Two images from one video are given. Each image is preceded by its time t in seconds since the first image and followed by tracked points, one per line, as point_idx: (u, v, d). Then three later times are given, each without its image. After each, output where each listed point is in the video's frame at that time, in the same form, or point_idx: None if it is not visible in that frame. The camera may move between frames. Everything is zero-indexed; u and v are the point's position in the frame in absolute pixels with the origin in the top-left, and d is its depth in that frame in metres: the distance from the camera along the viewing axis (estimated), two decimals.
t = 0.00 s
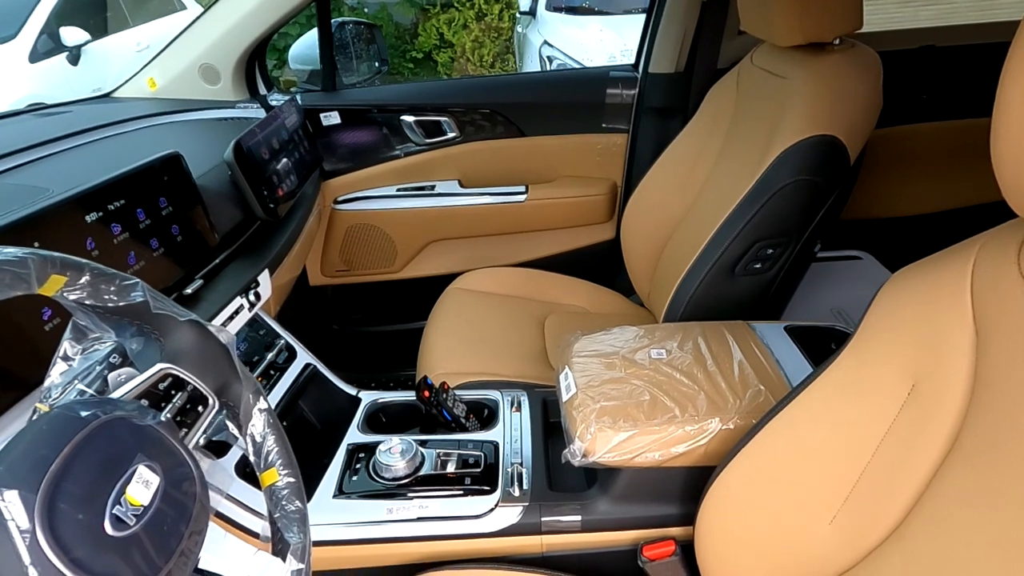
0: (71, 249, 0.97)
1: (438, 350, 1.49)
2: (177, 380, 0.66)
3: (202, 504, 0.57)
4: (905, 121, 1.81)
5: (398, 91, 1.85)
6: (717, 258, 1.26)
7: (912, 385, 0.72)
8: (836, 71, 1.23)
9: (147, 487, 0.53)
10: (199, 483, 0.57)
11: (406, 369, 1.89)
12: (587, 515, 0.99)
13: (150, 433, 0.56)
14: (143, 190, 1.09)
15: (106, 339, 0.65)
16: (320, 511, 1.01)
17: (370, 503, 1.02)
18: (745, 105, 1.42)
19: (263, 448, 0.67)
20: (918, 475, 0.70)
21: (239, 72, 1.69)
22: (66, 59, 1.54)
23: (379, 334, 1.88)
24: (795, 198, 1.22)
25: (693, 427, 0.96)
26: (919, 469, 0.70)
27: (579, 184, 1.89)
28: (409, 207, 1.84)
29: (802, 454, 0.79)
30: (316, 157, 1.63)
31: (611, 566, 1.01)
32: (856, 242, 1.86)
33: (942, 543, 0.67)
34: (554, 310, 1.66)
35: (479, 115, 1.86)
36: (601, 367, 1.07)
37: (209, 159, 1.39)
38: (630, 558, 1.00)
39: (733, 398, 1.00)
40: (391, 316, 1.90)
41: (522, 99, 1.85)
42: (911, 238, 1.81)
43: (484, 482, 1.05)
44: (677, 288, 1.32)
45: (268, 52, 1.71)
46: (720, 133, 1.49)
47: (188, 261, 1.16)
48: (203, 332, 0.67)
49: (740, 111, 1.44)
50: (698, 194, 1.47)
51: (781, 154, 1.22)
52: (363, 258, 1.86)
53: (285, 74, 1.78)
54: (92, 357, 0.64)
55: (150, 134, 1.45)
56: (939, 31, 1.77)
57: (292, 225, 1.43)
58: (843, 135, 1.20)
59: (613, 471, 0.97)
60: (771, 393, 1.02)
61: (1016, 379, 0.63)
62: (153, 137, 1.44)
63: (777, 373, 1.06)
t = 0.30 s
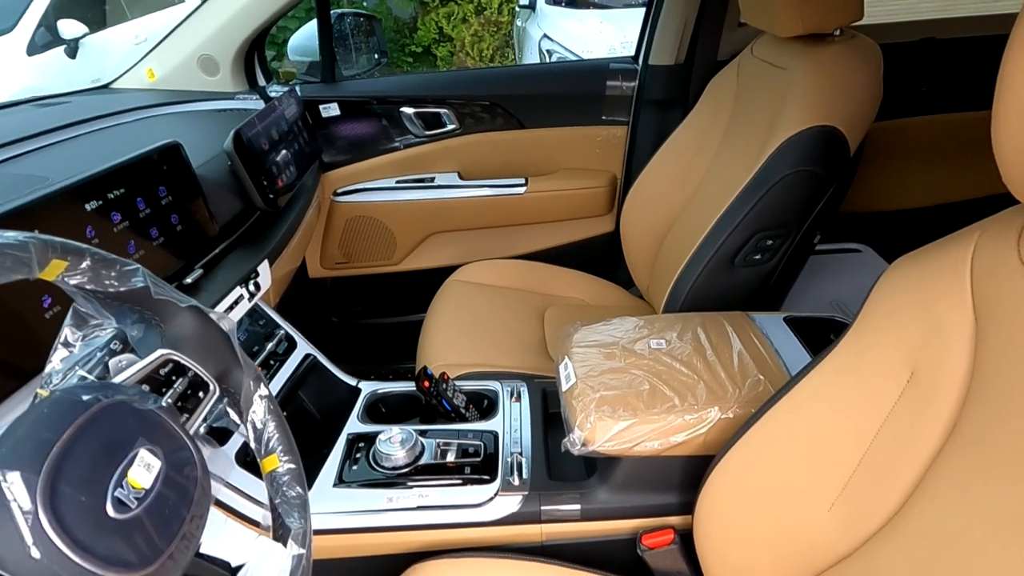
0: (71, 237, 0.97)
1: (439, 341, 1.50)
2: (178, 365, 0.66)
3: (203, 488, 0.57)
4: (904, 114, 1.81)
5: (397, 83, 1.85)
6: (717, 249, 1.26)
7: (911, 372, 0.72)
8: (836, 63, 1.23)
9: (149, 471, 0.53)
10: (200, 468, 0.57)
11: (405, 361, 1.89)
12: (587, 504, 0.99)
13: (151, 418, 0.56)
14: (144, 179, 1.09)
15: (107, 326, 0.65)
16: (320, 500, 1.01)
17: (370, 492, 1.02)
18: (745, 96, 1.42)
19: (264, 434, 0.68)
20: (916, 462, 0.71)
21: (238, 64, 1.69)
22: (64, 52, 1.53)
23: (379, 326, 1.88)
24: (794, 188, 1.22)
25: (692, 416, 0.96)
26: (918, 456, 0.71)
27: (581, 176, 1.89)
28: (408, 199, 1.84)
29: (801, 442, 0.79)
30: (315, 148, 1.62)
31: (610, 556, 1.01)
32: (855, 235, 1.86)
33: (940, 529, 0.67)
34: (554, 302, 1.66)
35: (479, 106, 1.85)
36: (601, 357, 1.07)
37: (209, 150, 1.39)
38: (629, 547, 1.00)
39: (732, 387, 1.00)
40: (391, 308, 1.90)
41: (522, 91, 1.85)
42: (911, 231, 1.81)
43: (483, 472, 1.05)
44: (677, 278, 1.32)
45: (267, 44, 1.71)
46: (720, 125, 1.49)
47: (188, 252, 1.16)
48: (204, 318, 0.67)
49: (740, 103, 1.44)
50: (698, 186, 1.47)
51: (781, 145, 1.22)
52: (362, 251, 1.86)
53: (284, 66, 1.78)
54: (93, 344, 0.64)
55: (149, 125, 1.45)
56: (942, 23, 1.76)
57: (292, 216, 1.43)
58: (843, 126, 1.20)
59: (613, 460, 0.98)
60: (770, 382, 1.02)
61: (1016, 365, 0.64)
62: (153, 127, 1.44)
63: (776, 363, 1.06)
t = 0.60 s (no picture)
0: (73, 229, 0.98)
1: (437, 337, 1.51)
2: (174, 352, 0.67)
3: (197, 471, 0.58)
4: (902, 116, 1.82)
5: (398, 82, 1.86)
6: (712, 247, 1.27)
7: (896, 366, 0.73)
8: (832, 63, 1.24)
9: (144, 453, 0.54)
10: (194, 451, 0.59)
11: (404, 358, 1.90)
12: (579, 497, 1.00)
13: (147, 403, 0.57)
14: (145, 173, 1.10)
15: (106, 313, 0.66)
16: (316, 490, 1.02)
17: (366, 483, 1.04)
18: (742, 97, 1.43)
19: (259, 422, 0.68)
20: (900, 454, 0.72)
21: (241, 62, 1.71)
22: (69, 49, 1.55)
23: (378, 323, 1.89)
24: (789, 187, 1.23)
25: (684, 411, 0.97)
26: (902, 448, 0.72)
27: (580, 175, 1.90)
28: (409, 197, 1.85)
29: (789, 436, 0.81)
30: (316, 145, 1.64)
31: (602, 549, 1.02)
32: (853, 235, 1.87)
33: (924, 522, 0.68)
34: (552, 300, 1.67)
35: (480, 105, 1.87)
36: (594, 352, 1.09)
37: (211, 146, 1.41)
38: (620, 541, 1.01)
39: (724, 382, 1.02)
40: (390, 305, 1.91)
41: (522, 90, 1.86)
42: (909, 232, 1.81)
43: (477, 465, 1.06)
44: (672, 276, 1.33)
45: (270, 42, 1.73)
46: (717, 125, 1.50)
47: (188, 245, 1.17)
48: (201, 306, 0.68)
49: (737, 103, 1.45)
50: (695, 186, 1.48)
51: (776, 144, 1.23)
52: (362, 247, 1.87)
53: (287, 63, 1.80)
54: (92, 331, 0.65)
55: (152, 120, 1.46)
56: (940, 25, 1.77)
57: (292, 212, 1.44)
58: (838, 126, 1.21)
59: (605, 454, 0.99)
60: (761, 378, 1.03)
61: (996, 358, 0.65)
62: (156, 123, 1.45)
63: (768, 359, 1.07)
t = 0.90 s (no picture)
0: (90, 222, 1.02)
1: (442, 336, 1.54)
2: (185, 338, 0.70)
3: (207, 450, 0.61)
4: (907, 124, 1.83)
5: (409, 85, 1.89)
6: (712, 249, 1.30)
7: (883, 361, 0.76)
8: (832, 71, 1.26)
9: (155, 429, 0.56)
10: (204, 431, 0.61)
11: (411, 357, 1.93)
12: (576, 491, 1.02)
13: (160, 383, 0.60)
14: (161, 170, 1.14)
15: (121, 301, 0.69)
16: (320, 480, 1.05)
17: (369, 474, 1.06)
18: (745, 102, 1.46)
19: (265, 407, 0.72)
20: (886, 448, 0.74)
21: (255, 64, 1.73)
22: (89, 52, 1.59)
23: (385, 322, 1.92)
24: (789, 191, 1.25)
25: (680, 407, 0.99)
26: (887, 442, 0.74)
27: (587, 179, 1.92)
28: (417, 198, 1.88)
29: (781, 430, 0.83)
30: (327, 147, 1.67)
31: (600, 542, 1.04)
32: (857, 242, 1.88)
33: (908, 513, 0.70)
34: (556, 301, 1.70)
35: (488, 109, 1.90)
36: (594, 350, 1.11)
37: (225, 145, 1.44)
38: (617, 535, 1.03)
39: (720, 380, 1.04)
40: (397, 305, 1.94)
41: (530, 94, 1.89)
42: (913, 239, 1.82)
43: (478, 458, 1.09)
44: (672, 278, 1.35)
45: (284, 46, 1.77)
46: (721, 131, 1.52)
47: (200, 239, 1.20)
48: (211, 294, 0.71)
49: (740, 109, 1.47)
50: (698, 190, 1.50)
51: (777, 148, 1.25)
52: (371, 247, 1.90)
53: (300, 66, 1.85)
54: (108, 317, 0.68)
55: (169, 120, 1.50)
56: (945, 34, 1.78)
57: (302, 210, 1.47)
58: (838, 130, 1.23)
59: (603, 449, 1.01)
60: (757, 377, 1.05)
61: (979, 353, 0.67)
62: (172, 122, 1.49)
63: (765, 359, 1.09)
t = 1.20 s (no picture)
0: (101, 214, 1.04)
1: (443, 332, 1.56)
2: (190, 323, 0.72)
3: (209, 430, 0.63)
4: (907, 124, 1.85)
5: (415, 84, 1.92)
6: (709, 246, 1.32)
7: (868, 351, 0.79)
8: (829, 70, 1.28)
9: (161, 408, 0.58)
10: (207, 412, 0.63)
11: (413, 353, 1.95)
12: (572, 481, 1.04)
13: (165, 365, 0.62)
14: (169, 165, 1.16)
15: (129, 288, 0.71)
16: (322, 468, 1.07)
17: (369, 462, 1.08)
18: (744, 102, 1.47)
19: (266, 392, 0.75)
20: (870, 436, 0.76)
21: (262, 65, 1.77)
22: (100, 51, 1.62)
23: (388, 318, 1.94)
24: (786, 188, 1.27)
25: (673, 399, 1.02)
26: (871, 430, 0.76)
27: (588, 178, 1.94)
28: (422, 196, 1.91)
29: (772, 420, 0.85)
30: (332, 145, 1.70)
31: (595, 532, 1.06)
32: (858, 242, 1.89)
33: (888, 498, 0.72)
34: (557, 298, 1.72)
35: (491, 108, 1.92)
36: (591, 344, 1.13)
37: (232, 141, 1.47)
38: (612, 524, 1.05)
39: (714, 372, 1.06)
40: (401, 301, 1.96)
41: (533, 94, 1.92)
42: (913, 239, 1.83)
43: (477, 448, 1.11)
44: (670, 274, 1.38)
45: (291, 44, 1.80)
46: (721, 131, 1.53)
47: (206, 233, 1.23)
48: (216, 282, 0.73)
49: (739, 108, 1.49)
50: (697, 190, 1.52)
51: (774, 146, 1.27)
52: (376, 244, 1.93)
53: (306, 65, 1.86)
54: (116, 305, 0.70)
55: (177, 117, 1.53)
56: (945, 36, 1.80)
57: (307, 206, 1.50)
58: (834, 129, 1.25)
59: (599, 441, 1.03)
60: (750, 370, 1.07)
61: (960, 342, 0.70)
62: (181, 119, 1.52)
63: (758, 353, 1.11)
